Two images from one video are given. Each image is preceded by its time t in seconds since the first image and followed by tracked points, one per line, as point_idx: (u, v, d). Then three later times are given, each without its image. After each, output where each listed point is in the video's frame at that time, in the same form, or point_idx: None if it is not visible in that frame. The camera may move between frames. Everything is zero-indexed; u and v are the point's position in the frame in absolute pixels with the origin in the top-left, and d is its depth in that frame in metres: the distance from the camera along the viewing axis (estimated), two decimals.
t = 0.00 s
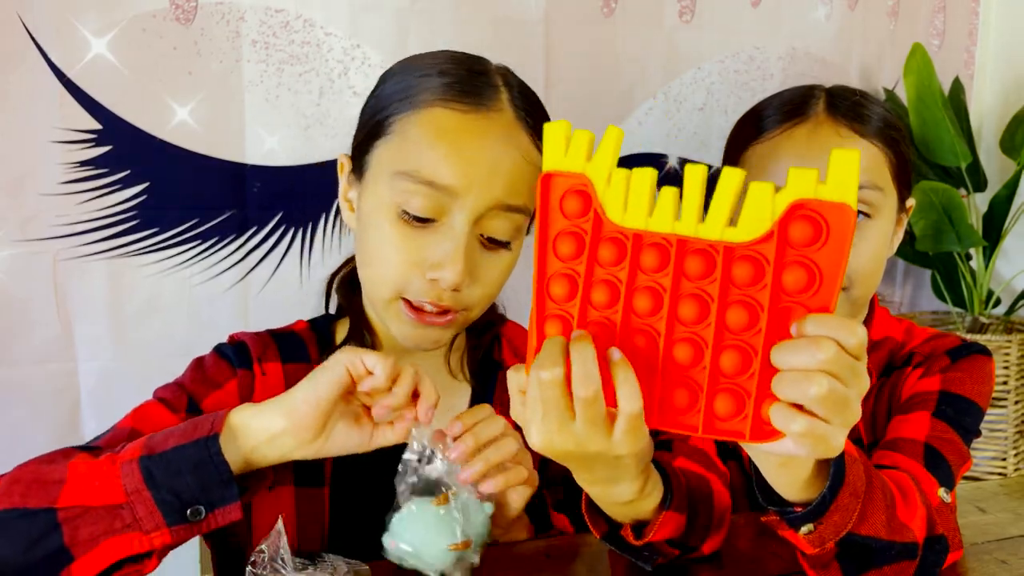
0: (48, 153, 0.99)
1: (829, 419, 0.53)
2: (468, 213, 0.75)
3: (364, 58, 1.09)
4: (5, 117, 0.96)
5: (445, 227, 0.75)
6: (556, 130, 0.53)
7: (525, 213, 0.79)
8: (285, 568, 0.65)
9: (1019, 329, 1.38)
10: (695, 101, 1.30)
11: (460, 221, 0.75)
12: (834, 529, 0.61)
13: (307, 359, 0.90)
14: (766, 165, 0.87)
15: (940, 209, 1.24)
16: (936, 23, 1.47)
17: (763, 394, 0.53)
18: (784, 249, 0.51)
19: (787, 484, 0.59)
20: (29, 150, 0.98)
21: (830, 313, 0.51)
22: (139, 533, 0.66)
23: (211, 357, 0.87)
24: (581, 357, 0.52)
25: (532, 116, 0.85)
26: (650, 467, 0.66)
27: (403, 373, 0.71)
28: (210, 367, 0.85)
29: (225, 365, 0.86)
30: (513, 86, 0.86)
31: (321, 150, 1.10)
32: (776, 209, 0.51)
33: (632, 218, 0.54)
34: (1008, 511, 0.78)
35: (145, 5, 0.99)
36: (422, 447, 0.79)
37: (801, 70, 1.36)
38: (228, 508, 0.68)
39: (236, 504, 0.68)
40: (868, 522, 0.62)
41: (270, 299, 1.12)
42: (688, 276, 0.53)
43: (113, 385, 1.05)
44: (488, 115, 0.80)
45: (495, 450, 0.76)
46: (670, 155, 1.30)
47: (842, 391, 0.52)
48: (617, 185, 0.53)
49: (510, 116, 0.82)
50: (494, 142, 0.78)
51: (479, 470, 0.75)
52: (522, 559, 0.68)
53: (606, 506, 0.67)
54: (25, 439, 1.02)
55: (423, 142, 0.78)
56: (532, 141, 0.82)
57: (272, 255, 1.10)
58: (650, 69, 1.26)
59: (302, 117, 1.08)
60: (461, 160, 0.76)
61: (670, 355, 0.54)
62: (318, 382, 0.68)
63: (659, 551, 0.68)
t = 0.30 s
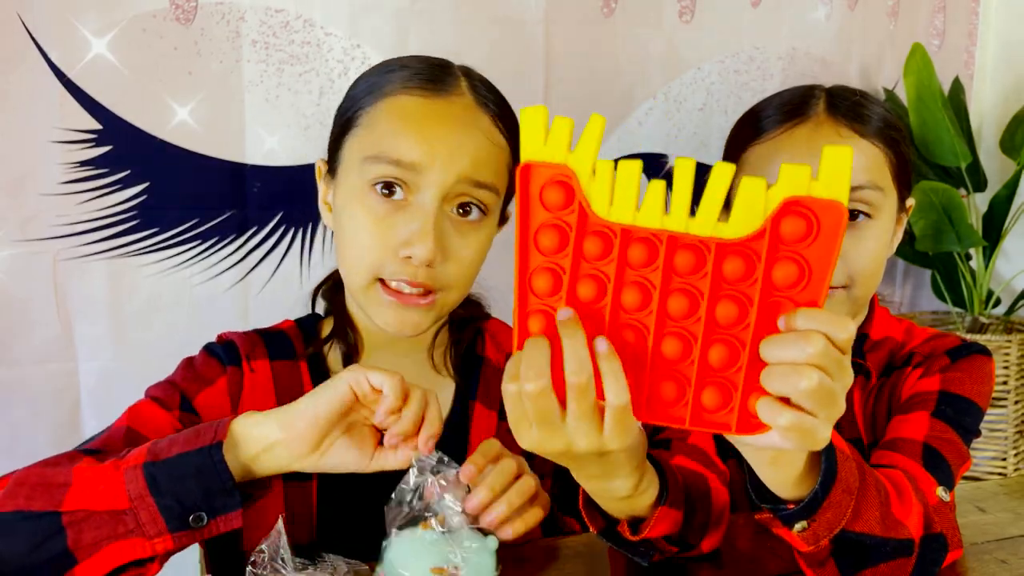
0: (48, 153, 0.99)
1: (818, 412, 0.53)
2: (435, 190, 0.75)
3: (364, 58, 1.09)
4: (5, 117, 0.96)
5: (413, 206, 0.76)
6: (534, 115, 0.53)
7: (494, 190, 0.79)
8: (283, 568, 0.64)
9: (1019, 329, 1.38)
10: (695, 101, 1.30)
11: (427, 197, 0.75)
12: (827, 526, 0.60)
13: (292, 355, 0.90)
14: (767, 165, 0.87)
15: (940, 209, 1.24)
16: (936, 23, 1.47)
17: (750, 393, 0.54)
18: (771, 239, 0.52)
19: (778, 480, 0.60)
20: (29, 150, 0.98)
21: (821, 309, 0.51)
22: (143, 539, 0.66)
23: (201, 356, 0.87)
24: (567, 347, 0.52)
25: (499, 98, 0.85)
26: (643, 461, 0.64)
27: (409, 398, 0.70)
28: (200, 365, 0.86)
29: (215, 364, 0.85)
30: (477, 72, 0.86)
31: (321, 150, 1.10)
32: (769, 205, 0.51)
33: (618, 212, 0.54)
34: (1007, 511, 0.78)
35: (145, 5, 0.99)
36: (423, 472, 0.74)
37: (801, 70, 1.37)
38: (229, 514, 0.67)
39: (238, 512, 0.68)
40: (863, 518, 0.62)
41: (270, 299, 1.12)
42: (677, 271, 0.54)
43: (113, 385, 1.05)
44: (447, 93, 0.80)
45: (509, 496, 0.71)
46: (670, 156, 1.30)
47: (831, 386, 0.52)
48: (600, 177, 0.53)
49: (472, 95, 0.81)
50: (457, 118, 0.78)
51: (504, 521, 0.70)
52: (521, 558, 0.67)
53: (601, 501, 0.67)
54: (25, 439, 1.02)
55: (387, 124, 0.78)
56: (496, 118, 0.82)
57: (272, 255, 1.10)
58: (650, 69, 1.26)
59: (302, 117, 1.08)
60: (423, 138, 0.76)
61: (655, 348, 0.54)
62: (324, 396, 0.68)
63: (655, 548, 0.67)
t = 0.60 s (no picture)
0: (48, 153, 0.99)
1: (781, 374, 0.54)
2: (403, 177, 0.74)
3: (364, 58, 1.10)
4: (5, 117, 0.96)
5: (385, 196, 0.75)
6: (448, 141, 0.47)
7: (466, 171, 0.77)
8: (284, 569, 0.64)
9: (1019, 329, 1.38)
10: (695, 101, 1.30)
11: (397, 186, 0.74)
12: (824, 526, 0.61)
13: (281, 355, 0.89)
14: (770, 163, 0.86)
15: (940, 209, 1.24)
16: (936, 22, 1.47)
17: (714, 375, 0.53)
18: (716, 221, 0.49)
19: (768, 481, 0.61)
20: (29, 151, 0.98)
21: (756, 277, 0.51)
22: (142, 561, 0.65)
23: (192, 356, 0.87)
24: (526, 345, 0.51)
25: (466, 88, 0.85)
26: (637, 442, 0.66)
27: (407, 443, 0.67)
28: (192, 365, 0.86)
29: (206, 363, 0.86)
30: (439, 66, 0.86)
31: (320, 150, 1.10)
32: (704, 188, 0.49)
33: (558, 224, 0.49)
34: (1007, 511, 0.78)
35: (145, 5, 0.99)
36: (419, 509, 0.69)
37: (801, 70, 1.36)
38: (228, 540, 0.66)
39: (237, 539, 0.66)
40: (858, 515, 0.62)
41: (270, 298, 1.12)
42: (624, 269, 0.50)
43: (113, 385, 1.05)
44: (410, 84, 0.80)
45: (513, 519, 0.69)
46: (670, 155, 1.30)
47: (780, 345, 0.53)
48: (533, 195, 0.49)
49: (436, 85, 0.81)
50: (422, 106, 0.77)
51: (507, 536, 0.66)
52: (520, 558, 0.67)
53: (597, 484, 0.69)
54: (24, 439, 1.02)
55: (351, 118, 0.77)
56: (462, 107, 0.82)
57: (272, 254, 1.10)
58: (650, 69, 1.26)
59: (302, 117, 1.08)
60: (388, 126, 0.75)
61: (613, 346, 0.52)
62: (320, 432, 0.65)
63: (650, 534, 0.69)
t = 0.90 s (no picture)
0: (48, 153, 0.99)
1: (792, 358, 0.54)
2: (392, 176, 0.74)
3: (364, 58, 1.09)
4: (5, 117, 0.96)
5: (375, 196, 0.75)
6: (462, 136, 0.48)
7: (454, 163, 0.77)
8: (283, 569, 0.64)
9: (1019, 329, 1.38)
10: (695, 101, 1.30)
11: (387, 184, 0.74)
12: (830, 523, 0.61)
13: (286, 354, 0.89)
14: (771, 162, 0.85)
15: (940, 209, 1.24)
16: (936, 22, 1.47)
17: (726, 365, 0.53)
18: (719, 225, 0.49)
19: (774, 477, 0.62)
20: (28, 151, 0.98)
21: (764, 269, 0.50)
22: None
23: (198, 355, 0.87)
24: (532, 344, 0.52)
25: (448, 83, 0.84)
26: (644, 429, 0.66)
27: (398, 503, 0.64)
28: (198, 363, 0.86)
29: (212, 361, 0.86)
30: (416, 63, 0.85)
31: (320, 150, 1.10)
32: (710, 189, 0.49)
33: (563, 219, 0.50)
34: (1008, 511, 0.78)
35: (145, 5, 0.99)
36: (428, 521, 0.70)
37: (801, 70, 1.36)
38: (235, 560, 0.64)
39: (243, 560, 0.65)
40: (864, 512, 0.62)
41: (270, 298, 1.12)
42: (629, 268, 0.50)
43: (113, 385, 1.05)
44: (387, 82, 0.79)
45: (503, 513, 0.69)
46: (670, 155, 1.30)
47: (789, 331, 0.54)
48: (539, 189, 0.50)
49: (415, 80, 0.81)
50: (404, 103, 0.77)
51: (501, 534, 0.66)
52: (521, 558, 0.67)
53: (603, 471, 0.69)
54: (24, 439, 1.02)
55: (331, 120, 0.77)
56: (445, 101, 0.82)
57: (272, 254, 1.10)
58: (650, 69, 1.26)
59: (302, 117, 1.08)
60: (372, 125, 0.75)
61: (616, 345, 0.52)
62: (323, 488, 0.63)
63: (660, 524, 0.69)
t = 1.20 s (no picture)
0: (48, 153, 0.99)
1: (721, 358, 0.52)
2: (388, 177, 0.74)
3: (364, 58, 1.10)
4: (5, 118, 0.96)
5: (376, 198, 0.74)
6: (393, 117, 0.46)
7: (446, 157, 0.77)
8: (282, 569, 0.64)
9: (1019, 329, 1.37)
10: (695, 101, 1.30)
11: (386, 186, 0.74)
12: (859, 499, 0.61)
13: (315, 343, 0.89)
14: (772, 165, 0.88)
15: (940, 209, 1.24)
16: (936, 22, 1.47)
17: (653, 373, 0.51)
18: (653, 195, 0.46)
19: (813, 444, 0.60)
20: (28, 151, 0.98)
21: (667, 296, 0.47)
22: (144, 532, 0.64)
23: (236, 333, 0.88)
24: (476, 320, 0.49)
25: (443, 81, 0.84)
26: (608, 395, 0.62)
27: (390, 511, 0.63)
28: (234, 340, 0.87)
29: (248, 339, 0.87)
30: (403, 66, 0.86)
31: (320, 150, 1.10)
32: (637, 161, 0.46)
33: (499, 195, 0.47)
34: (1008, 511, 0.78)
35: (146, 5, 0.99)
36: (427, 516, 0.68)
37: (801, 70, 1.36)
38: (228, 530, 0.65)
39: (237, 533, 0.65)
40: (892, 496, 0.62)
41: (270, 298, 1.12)
42: (565, 240, 0.47)
43: (113, 386, 1.05)
44: (373, 88, 0.80)
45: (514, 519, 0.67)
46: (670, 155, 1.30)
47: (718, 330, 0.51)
48: (474, 167, 0.47)
49: (406, 82, 0.81)
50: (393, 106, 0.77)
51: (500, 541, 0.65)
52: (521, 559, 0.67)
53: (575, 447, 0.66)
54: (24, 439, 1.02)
55: (324, 130, 0.77)
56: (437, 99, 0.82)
57: (272, 254, 1.10)
58: (650, 69, 1.25)
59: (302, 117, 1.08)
60: (362, 133, 0.75)
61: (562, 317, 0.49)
62: (324, 492, 0.61)
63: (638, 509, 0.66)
